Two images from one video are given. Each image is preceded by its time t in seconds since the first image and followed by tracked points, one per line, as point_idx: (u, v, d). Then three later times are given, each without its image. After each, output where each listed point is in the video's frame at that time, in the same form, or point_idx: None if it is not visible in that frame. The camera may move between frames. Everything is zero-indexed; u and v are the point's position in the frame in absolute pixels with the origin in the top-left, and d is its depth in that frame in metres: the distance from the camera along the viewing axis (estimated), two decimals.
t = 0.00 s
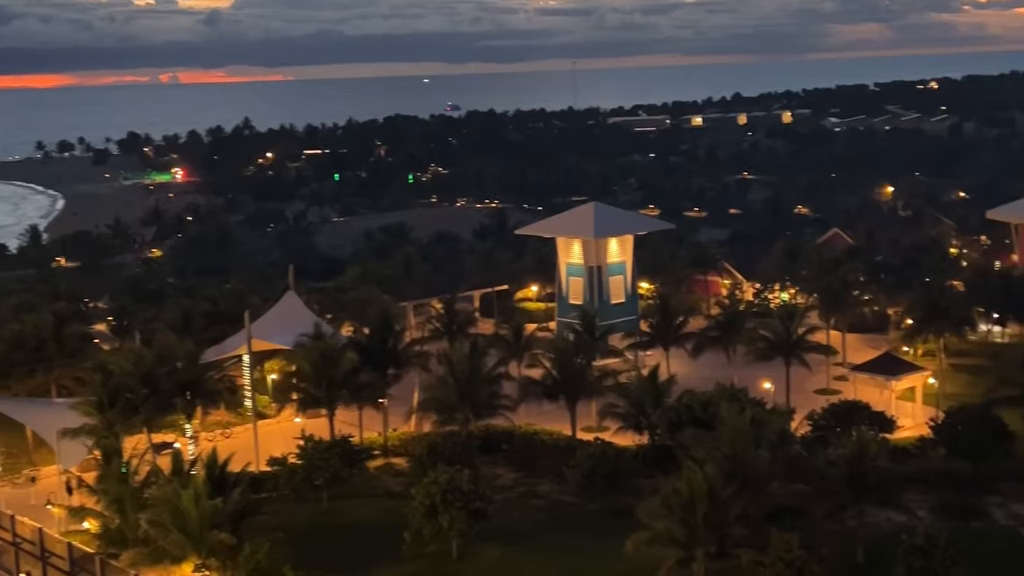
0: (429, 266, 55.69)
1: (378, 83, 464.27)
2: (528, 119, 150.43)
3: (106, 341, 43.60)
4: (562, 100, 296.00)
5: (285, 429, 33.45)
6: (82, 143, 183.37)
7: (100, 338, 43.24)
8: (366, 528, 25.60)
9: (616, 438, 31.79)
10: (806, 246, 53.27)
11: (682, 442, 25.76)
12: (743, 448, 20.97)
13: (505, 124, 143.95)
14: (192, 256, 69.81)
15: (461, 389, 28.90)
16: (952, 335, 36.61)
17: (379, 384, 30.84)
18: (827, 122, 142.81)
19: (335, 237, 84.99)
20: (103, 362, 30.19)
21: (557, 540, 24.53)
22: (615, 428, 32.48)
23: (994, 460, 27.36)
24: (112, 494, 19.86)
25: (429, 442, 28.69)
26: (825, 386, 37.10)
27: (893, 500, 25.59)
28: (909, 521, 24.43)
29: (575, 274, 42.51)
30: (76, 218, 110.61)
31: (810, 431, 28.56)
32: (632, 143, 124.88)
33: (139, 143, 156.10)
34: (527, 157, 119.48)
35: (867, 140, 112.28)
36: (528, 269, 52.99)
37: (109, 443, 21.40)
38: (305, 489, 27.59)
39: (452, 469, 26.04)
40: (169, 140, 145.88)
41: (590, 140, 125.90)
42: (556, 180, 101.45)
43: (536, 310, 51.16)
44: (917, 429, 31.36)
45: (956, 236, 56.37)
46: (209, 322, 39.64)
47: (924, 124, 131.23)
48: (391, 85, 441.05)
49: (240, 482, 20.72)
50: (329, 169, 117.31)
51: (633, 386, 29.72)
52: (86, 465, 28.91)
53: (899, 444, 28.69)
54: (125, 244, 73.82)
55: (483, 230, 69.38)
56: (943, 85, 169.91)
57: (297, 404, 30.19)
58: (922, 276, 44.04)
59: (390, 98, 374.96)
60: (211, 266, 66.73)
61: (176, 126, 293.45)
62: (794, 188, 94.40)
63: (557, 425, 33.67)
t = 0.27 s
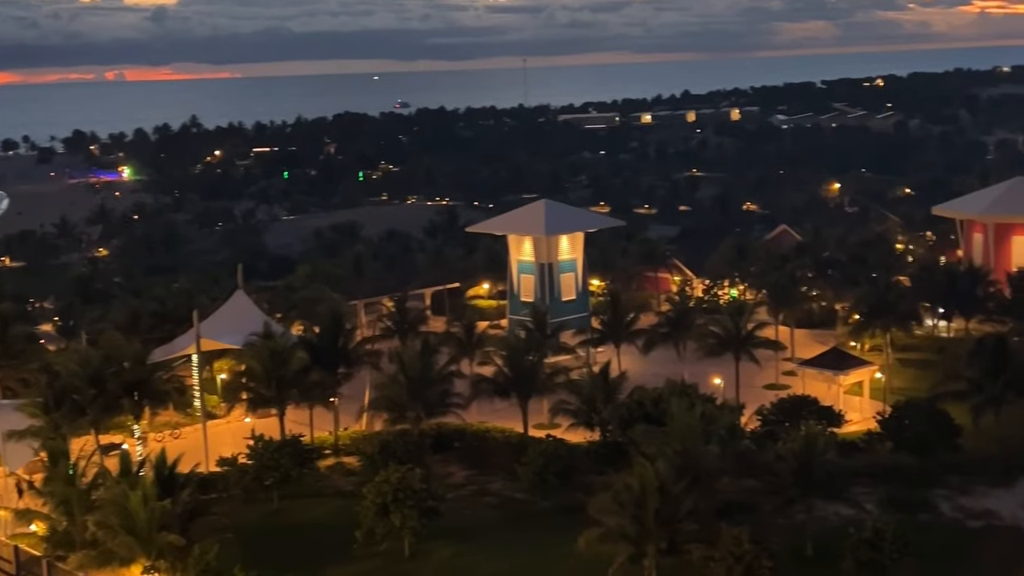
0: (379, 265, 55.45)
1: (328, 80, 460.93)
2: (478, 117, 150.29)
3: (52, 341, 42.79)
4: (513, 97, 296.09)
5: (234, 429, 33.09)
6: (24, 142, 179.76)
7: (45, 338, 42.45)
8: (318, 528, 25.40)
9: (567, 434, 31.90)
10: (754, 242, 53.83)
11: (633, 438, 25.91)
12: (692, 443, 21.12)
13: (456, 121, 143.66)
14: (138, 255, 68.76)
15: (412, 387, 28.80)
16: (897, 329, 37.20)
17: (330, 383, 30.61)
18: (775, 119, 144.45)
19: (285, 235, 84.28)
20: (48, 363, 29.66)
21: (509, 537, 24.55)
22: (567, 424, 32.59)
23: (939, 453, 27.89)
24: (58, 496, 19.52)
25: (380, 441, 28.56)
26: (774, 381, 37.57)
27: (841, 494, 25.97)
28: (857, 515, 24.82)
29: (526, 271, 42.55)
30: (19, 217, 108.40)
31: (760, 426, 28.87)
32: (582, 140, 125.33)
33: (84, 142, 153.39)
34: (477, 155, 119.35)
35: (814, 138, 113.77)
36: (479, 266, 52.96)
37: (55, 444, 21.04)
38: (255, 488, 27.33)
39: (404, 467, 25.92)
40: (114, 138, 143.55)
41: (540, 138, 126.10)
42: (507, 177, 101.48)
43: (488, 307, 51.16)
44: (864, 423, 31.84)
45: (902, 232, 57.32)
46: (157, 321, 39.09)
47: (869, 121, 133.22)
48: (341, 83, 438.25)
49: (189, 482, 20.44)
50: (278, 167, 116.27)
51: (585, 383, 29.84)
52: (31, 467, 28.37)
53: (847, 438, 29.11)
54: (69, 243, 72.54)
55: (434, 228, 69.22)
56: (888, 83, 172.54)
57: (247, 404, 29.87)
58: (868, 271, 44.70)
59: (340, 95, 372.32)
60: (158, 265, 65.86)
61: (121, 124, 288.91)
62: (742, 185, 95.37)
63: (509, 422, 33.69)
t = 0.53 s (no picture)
0: (323, 263, 55.01)
1: (269, 77, 456.18)
2: (421, 114, 149.74)
3: None
4: (456, 95, 295.53)
5: (175, 430, 32.62)
6: None
7: None
8: (262, 528, 25.17)
9: (512, 432, 31.95)
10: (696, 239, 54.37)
11: (578, 435, 26.02)
12: (637, 439, 21.28)
13: (398, 119, 142.99)
14: (75, 255, 67.39)
15: (356, 386, 28.64)
16: (837, 325, 37.83)
17: (273, 383, 30.32)
18: (716, 117, 146.12)
19: (226, 234, 83.23)
20: None
21: (455, 535, 24.53)
22: (511, 421, 32.64)
23: (877, 446, 28.43)
24: None
25: (324, 440, 28.38)
26: (716, 377, 37.99)
27: (783, 488, 26.35)
28: (798, 508, 25.21)
29: (470, 269, 42.51)
30: None
31: (703, 422, 29.15)
32: (525, 138, 125.56)
33: (17, 139, 149.91)
34: (421, 153, 118.93)
35: (754, 135, 115.30)
36: (423, 264, 52.81)
37: None
38: (197, 490, 26.98)
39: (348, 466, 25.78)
40: (48, 135, 140.48)
41: (484, 135, 126.08)
42: (451, 175, 101.28)
43: (432, 305, 51.03)
44: (805, 418, 32.32)
45: (840, 228, 58.31)
46: (95, 321, 38.36)
47: (808, 118, 135.32)
48: (283, 80, 434.05)
49: (130, 483, 20.09)
50: (219, 165, 114.73)
51: (529, 380, 29.91)
52: None
53: (788, 433, 29.53)
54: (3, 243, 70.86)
55: (377, 226, 68.82)
56: (826, 81, 175.42)
57: (189, 404, 29.47)
58: (808, 268, 45.37)
59: (281, 92, 368.38)
60: (96, 264, 64.64)
61: (56, 121, 282.78)
62: (684, 182, 96.27)
63: (453, 420, 33.66)
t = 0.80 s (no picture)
0: (263, 262, 54.40)
1: (208, 73, 449.86)
2: (363, 112, 148.80)
3: None
4: (398, 93, 294.14)
5: (113, 431, 32.02)
6: None
7: None
8: (202, 529, 24.81)
9: (455, 430, 31.88)
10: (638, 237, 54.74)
11: (520, 433, 26.03)
12: (579, 436, 21.36)
13: (339, 117, 141.91)
14: (8, 254, 65.80)
15: (297, 385, 28.36)
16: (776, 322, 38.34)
17: (213, 382, 29.91)
18: (657, 115, 147.31)
19: (165, 233, 81.91)
20: None
21: (398, 534, 24.39)
22: (454, 420, 32.56)
23: (816, 441, 28.89)
24: None
25: (265, 440, 28.05)
26: (658, 374, 38.31)
27: (724, 484, 26.66)
28: (738, 504, 25.53)
29: (412, 267, 42.38)
30: None
31: (645, 418, 29.38)
32: (468, 136, 125.40)
33: None
34: (362, 150, 118.17)
35: (695, 133, 116.49)
36: (365, 262, 52.45)
37: None
38: (135, 492, 26.50)
39: (289, 466, 25.51)
40: None
41: (426, 133, 125.73)
42: (393, 173, 100.78)
43: (374, 304, 50.74)
44: (744, 414, 32.73)
45: (779, 226, 59.14)
46: (30, 321, 37.51)
47: (747, 118, 137.01)
48: (222, 76, 428.28)
49: (67, 485, 19.67)
50: (156, 162, 112.86)
51: (472, 379, 29.85)
52: None
53: (729, 429, 29.90)
54: None
55: (319, 224, 68.23)
56: (765, 80, 177.74)
57: (126, 404, 28.95)
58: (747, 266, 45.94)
59: (220, 89, 363.62)
60: (30, 264, 63.19)
61: None
62: (625, 181, 96.91)
63: (395, 419, 33.49)
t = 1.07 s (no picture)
0: (187, 260, 53.44)
1: (129, 68, 440.03)
2: (290, 108, 147.05)
3: None
4: (326, 89, 291.30)
5: (33, 432, 31.18)
6: None
7: None
8: (125, 530, 24.29)
9: (383, 428, 31.68)
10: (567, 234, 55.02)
11: (449, 431, 25.96)
12: (507, 434, 21.41)
13: (266, 113, 140.04)
14: None
15: (223, 384, 27.91)
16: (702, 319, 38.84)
17: (136, 382, 29.29)
18: (585, 113, 148.18)
19: (86, 230, 79.99)
20: None
21: (327, 533, 24.16)
22: (382, 418, 32.36)
23: (741, 436, 29.39)
24: None
25: (190, 440, 27.56)
26: (586, 371, 38.56)
27: (651, 480, 26.94)
28: (664, 499, 25.84)
29: (340, 265, 42.00)
30: None
31: (573, 414, 29.55)
32: (396, 133, 124.74)
33: None
34: (289, 147, 116.78)
35: (623, 131, 117.50)
36: (292, 260, 51.82)
37: None
38: (56, 493, 25.85)
39: (214, 466, 25.10)
40: None
41: (354, 129, 124.73)
42: (320, 170, 99.78)
43: (301, 302, 50.19)
44: (671, 410, 33.13)
45: (705, 224, 59.92)
46: None
47: (673, 116, 138.54)
48: (143, 71, 419.22)
49: None
50: (77, 158, 110.13)
51: (400, 377, 29.68)
52: None
53: (656, 424, 30.27)
54: None
55: (245, 221, 67.25)
56: (691, 79, 179.86)
57: (47, 405, 28.20)
58: (674, 263, 46.45)
59: (142, 83, 356.22)
60: None
61: None
62: (554, 178, 97.32)
63: (323, 418, 33.17)
